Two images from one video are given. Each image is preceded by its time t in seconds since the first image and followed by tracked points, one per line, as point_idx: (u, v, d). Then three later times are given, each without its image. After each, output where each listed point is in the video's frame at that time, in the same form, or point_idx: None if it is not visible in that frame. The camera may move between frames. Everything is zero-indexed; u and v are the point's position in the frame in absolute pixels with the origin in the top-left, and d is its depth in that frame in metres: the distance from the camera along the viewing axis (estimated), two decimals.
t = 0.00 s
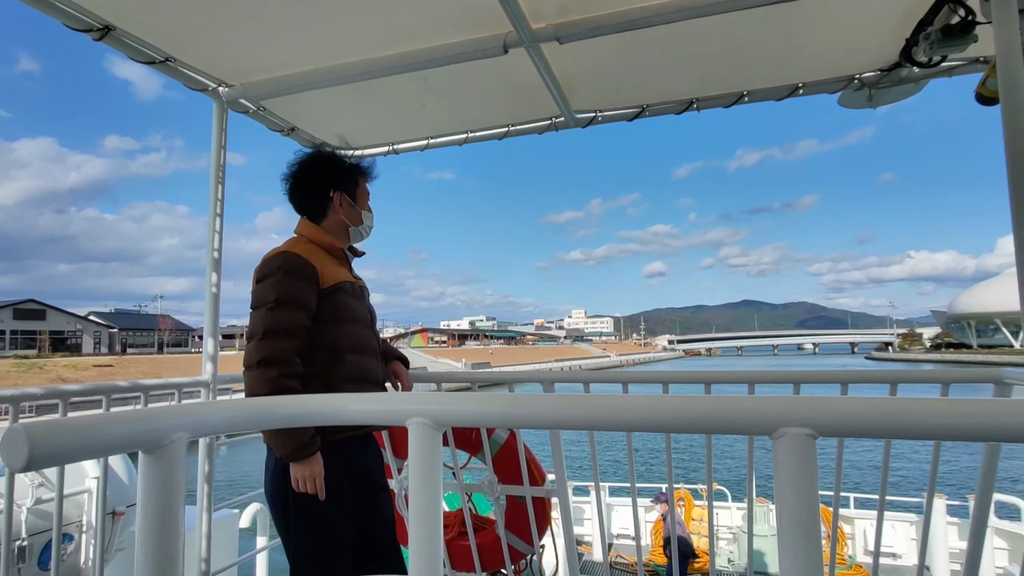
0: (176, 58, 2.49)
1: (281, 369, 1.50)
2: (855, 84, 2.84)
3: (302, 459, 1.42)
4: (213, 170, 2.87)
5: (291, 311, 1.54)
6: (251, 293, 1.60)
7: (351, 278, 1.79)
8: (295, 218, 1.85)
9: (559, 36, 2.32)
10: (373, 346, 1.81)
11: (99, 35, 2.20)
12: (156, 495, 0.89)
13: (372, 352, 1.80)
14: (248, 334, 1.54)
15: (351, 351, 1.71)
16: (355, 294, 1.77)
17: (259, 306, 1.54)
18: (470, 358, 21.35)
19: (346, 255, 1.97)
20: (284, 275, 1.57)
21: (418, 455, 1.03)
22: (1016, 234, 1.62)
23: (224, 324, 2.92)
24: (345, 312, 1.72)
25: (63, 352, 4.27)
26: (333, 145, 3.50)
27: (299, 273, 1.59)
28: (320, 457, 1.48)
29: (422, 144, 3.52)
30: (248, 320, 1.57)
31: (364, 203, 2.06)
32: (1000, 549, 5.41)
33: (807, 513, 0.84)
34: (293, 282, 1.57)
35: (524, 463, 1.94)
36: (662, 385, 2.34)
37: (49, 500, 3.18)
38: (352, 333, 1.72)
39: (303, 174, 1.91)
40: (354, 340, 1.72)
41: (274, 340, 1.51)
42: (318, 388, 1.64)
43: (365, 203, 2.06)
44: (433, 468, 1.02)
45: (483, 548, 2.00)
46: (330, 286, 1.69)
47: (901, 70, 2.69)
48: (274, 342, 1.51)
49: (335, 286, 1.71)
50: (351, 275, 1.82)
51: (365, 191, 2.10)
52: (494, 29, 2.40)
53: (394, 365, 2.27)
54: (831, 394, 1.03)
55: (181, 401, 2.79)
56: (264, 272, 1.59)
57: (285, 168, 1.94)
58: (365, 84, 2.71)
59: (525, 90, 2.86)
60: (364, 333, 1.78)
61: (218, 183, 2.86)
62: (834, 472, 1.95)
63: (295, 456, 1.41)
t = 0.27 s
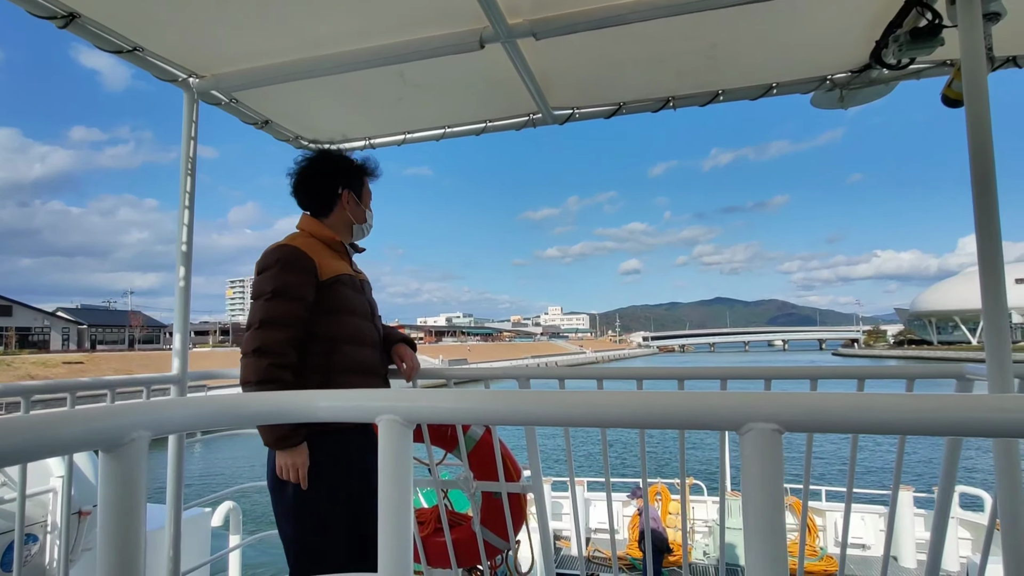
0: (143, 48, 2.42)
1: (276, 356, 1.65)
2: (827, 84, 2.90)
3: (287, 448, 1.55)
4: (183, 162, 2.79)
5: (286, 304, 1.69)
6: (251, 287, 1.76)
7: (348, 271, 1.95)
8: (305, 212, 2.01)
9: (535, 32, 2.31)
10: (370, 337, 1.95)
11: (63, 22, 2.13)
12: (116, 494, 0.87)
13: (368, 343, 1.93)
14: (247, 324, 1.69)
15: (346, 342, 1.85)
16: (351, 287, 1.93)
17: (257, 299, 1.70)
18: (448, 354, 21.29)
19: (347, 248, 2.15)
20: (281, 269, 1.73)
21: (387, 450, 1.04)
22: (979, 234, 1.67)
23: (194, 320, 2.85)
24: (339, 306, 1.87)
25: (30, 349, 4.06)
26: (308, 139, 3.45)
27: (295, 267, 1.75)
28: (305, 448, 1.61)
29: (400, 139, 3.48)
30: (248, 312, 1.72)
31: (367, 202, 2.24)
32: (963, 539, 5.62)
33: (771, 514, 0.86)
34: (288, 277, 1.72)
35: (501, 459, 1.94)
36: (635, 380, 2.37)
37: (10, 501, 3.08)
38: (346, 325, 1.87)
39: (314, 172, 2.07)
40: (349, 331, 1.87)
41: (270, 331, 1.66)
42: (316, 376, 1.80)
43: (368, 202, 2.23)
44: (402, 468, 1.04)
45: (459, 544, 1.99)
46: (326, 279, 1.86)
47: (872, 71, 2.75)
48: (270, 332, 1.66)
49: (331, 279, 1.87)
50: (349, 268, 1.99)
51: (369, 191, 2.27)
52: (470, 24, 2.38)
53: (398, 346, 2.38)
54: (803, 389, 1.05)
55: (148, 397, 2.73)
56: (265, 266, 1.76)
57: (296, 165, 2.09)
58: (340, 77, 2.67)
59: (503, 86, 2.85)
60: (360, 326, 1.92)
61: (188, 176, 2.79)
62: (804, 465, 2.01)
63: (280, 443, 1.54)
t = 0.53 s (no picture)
0: (114, 38, 2.35)
1: (269, 346, 1.77)
2: (804, 85, 2.95)
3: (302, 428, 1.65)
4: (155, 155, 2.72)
5: (279, 295, 1.83)
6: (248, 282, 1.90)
7: (343, 268, 2.08)
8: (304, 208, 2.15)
9: (515, 28, 2.30)
10: (364, 332, 2.06)
11: (29, 10, 2.06)
12: (80, 496, 0.85)
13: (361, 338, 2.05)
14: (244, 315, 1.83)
15: (338, 335, 1.97)
16: (345, 282, 2.05)
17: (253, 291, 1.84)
18: (428, 351, 21.23)
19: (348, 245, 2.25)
20: (276, 263, 1.87)
21: (361, 449, 1.04)
22: (949, 234, 1.72)
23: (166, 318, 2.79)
24: (332, 300, 2.00)
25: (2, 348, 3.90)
26: (285, 133, 3.40)
27: (290, 261, 1.90)
28: (317, 427, 1.70)
29: (380, 134, 3.45)
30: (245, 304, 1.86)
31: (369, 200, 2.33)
32: (932, 530, 5.80)
33: (743, 511, 0.87)
34: (282, 270, 1.86)
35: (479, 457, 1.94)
36: (614, 377, 2.39)
37: None
38: (339, 319, 1.99)
39: (313, 171, 2.20)
40: (341, 325, 1.99)
41: (264, 320, 1.79)
42: (310, 366, 1.92)
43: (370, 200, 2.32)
44: (376, 469, 1.03)
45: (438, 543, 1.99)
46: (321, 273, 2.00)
47: (847, 72, 2.80)
48: (264, 321, 1.79)
49: (325, 273, 2.01)
50: (345, 265, 2.11)
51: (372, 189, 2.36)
52: (450, 19, 2.36)
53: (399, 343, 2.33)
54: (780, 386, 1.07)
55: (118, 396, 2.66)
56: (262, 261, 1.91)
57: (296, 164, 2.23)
58: (318, 70, 2.63)
59: (483, 82, 2.84)
60: (354, 321, 2.04)
61: (160, 169, 2.72)
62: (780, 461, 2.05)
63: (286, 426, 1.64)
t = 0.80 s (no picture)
0: (81, 27, 2.29)
1: (255, 338, 1.74)
2: (780, 85, 3.00)
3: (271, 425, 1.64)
4: (125, 148, 2.65)
5: (269, 287, 1.80)
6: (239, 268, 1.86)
7: (336, 264, 2.05)
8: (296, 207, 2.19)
9: (493, 24, 2.29)
10: (352, 330, 2.04)
11: None
12: (38, 496, 0.83)
13: (348, 335, 2.02)
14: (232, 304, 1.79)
15: (324, 331, 1.95)
16: (337, 278, 2.03)
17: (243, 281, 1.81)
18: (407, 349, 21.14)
19: (347, 243, 2.23)
20: (270, 254, 1.85)
21: (333, 446, 1.02)
22: (917, 235, 1.77)
23: (135, 314, 2.72)
24: (322, 295, 1.97)
25: None
26: (261, 127, 3.34)
27: (283, 253, 1.87)
28: (286, 426, 1.68)
29: (358, 130, 3.41)
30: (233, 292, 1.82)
31: (366, 197, 2.29)
32: (903, 523, 5.96)
33: (712, 507, 0.88)
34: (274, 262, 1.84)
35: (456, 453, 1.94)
36: (591, 374, 2.41)
37: None
38: (327, 315, 1.96)
39: (303, 169, 2.21)
40: (328, 321, 1.96)
41: (252, 310, 1.76)
42: (295, 360, 1.90)
43: (366, 198, 2.28)
44: (348, 465, 1.02)
45: (415, 540, 1.98)
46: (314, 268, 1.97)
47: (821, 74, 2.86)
48: (251, 311, 1.76)
49: (319, 268, 1.99)
50: (340, 262, 2.09)
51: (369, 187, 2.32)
52: (428, 14, 2.34)
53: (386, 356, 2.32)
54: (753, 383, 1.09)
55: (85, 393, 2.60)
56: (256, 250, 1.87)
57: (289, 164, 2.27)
58: (293, 64, 2.59)
59: (461, 77, 2.82)
60: (342, 318, 2.01)
61: (129, 161, 2.64)
62: (755, 456, 2.09)
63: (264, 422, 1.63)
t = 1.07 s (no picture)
0: (51, 16, 2.22)
1: (243, 336, 1.71)
2: (760, 86, 3.04)
3: (260, 426, 1.62)
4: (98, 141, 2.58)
5: (260, 284, 1.78)
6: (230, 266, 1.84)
7: (329, 261, 2.02)
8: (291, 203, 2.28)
9: (475, 21, 2.28)
10: (345, 329, 2.01)
11: None
12: (3, 498, 0.80)
13: (340, 333, 2.00)
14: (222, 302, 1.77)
15: (316, 329, 1.93)
16: (330, 276, 2.00)
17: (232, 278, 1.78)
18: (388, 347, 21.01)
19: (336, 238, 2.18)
20: (261, 251, 1.83)
21: (309, 444, 1.01)
22: (891, 235, 1.81)
23: (109, 310, 2.65)
24: (314, 293, 1.95)
25: None
26: (240, 121, 3.28)
27: (274, 250, 1.85)
28: (278, 427, 1.66)
29: (338, 125, 3.37)
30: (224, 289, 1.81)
31: (344, 189, 2.22)
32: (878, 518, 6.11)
33: (689, 503, 0.89)
34: (264, 259, 1.81)
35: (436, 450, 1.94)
36: (572, 371, 2.42)
37: None
38: (319, 312, 1.94)
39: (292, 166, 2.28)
40: (321, 320, 1.94)
41: (242, 308, 1.74)
42: (287, 360, 1.87)
43: (342, 190, 2.21)
44: (325, 463, 1.01)
45: (396, 539, 1.97)
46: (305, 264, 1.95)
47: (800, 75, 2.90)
48: (241, 309, 1.74)
49: (310, 265, 1.96)
50: (333, 259, 2.05)
51: (348, 179, 2.24)
52: (409, 8, 2.32)
53: (376, 361, 2.32)
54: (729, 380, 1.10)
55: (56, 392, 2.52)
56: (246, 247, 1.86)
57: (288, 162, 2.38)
58: (272, 57, 2.54)
59: (443, 73, 2.81)
60: (335, 316, 1.99)
61: (102, 154, 2.57)
62: (734, 453, 2.12)
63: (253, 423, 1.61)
